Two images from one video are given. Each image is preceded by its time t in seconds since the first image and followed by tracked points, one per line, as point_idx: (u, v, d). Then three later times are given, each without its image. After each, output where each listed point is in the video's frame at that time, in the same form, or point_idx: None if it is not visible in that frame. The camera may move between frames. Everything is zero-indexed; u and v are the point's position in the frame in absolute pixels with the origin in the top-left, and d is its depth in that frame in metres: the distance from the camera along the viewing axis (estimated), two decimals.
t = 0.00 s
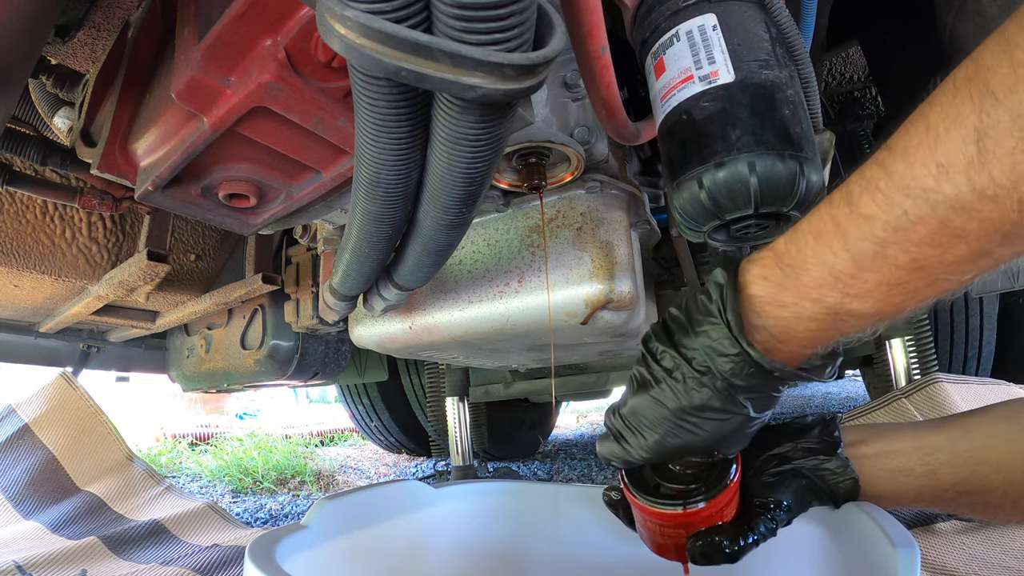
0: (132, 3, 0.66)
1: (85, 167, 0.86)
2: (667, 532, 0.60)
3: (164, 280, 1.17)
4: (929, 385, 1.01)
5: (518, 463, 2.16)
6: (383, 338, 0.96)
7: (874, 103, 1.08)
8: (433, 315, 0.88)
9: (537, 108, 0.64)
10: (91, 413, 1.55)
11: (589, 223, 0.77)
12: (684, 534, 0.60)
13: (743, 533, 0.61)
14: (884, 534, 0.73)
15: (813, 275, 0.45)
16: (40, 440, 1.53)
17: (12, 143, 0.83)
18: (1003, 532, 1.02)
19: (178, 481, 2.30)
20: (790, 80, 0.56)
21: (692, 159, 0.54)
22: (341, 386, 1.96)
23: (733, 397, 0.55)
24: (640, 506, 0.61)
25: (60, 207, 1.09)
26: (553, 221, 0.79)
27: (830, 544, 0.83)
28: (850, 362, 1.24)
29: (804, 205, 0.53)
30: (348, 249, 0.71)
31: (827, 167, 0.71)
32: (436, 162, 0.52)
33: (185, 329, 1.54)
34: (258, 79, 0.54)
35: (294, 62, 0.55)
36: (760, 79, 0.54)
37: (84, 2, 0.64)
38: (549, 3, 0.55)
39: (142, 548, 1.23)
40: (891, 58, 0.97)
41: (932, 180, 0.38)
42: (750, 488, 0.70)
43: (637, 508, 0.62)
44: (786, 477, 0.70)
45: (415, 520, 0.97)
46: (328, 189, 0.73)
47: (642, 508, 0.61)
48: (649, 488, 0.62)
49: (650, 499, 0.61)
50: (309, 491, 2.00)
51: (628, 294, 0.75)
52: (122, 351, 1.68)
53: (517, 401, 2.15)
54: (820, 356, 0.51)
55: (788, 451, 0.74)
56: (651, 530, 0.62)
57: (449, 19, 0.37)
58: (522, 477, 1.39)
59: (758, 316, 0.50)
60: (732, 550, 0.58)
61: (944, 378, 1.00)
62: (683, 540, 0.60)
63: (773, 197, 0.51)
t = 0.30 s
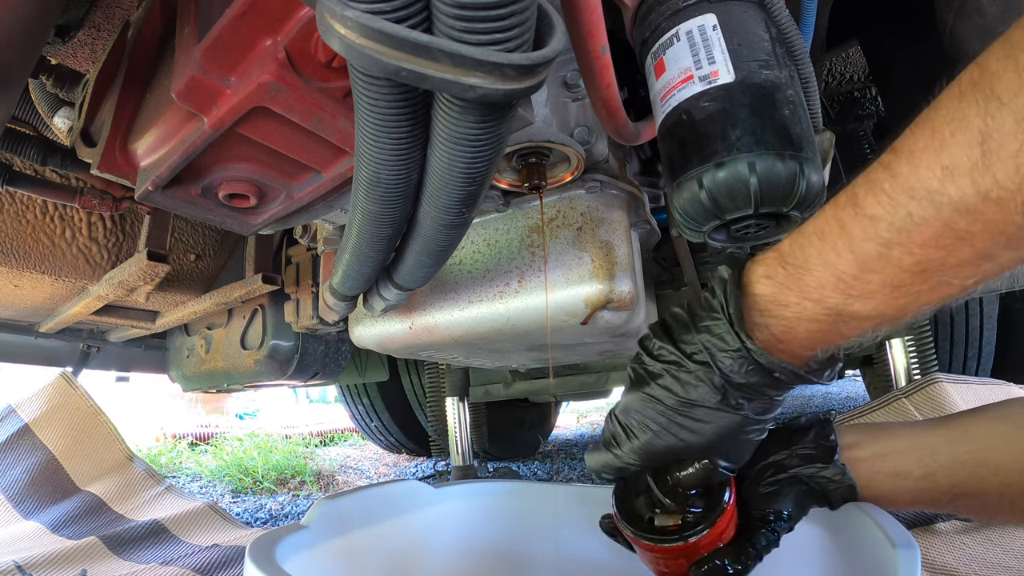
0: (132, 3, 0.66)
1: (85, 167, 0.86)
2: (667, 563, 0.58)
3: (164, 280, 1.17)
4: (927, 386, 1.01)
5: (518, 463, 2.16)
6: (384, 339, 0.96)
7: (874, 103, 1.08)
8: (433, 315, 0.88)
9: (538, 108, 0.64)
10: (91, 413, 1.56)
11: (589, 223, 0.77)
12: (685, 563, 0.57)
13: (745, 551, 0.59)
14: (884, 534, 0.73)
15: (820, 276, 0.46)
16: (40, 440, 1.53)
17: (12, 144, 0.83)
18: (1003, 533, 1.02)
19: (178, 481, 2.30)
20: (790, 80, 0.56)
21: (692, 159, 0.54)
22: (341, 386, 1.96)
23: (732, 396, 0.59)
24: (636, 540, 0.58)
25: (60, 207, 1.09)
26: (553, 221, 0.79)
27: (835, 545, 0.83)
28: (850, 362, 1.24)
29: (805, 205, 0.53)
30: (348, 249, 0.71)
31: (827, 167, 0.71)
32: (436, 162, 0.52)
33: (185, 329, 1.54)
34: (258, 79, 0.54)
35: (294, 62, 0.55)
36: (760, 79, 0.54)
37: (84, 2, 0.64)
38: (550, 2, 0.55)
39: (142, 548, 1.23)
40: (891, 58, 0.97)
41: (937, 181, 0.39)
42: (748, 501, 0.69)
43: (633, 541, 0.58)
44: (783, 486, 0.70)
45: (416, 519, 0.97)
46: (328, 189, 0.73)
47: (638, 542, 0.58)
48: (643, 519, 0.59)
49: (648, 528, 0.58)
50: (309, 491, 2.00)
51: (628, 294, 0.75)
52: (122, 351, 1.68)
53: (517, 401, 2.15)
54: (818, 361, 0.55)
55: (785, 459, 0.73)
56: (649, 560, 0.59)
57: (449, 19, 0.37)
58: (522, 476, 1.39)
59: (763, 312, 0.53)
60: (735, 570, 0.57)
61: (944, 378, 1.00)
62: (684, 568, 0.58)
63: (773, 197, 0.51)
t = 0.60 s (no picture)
0: (132, 3, 0.66)
1: (85, 167, 0.86)
2: None
3: (164, 280, 1.17)
4: (927, 385, 1.01)
5: (518, 463, 2.16)
6: (384, 338, 0.96)
7: (873, 103, 1.07)
8: (434, 315, 0.88)
9: (537, 108, 0.64)
10: (91, 413, 1.56)
11: (589, 223, 0.76)
12: None
13: None
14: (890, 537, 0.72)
15: (862, 261, 0.51)
16: (40, 440, 1.53)
17: (11, 143, 0.83)
18: (1003, 533, 1.02)
19: (178, 481, 2.30)
20: (790, 80, 0.56)
21: (692, 159, 0.54)
22: (341, 386, 1.96)
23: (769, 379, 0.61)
24: None
25: (59, 207, 1.09)
26: (553, 221, 0.79)
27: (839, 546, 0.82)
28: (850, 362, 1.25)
29: (805, 206, 0.53)
30: (348, 249, 0.71)
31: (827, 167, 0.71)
32: (436, 162, 0.52)
33: (185, 329, 1.54)
34: (257, 79, 0.54)
35: (294, 62, 0.55)
36: (760, 79, 0.54)
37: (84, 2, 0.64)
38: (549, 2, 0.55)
39: (142, 548, 1.23)
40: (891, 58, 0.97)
41: (975, 164, 0.44)
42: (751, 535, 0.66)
43: None
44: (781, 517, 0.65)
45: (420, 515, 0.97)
46: (328, 189, 0.73)
47: None
48: None
49: None
50: (309, 491, 2.00)
51: (628, 294, 0.75)
52: (122, 351, 1.68)
53: (517, 401, 2.15)
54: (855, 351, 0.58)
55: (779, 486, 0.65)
56: None
57: (449, 19, 0.37)
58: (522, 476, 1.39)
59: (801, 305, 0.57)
60: None
61: (944, 378, 1.00)
62: None
63: (773, 197, 0.51)
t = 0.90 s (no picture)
0: (132, 3, 0.66)
1: (85, 167, 0.86)
2: None
3: (164, 280, 1.17)
4: (926, 386, 1.01)
5: (518, 463, 2.16)
6: (383, 338, 0.96)
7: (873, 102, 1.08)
8: (434, 315, 0.88)
9: (538, 108, 0.64)
10: (91, 413, 1.56)
11: (589, 223, 0.76)
12: None
13: None
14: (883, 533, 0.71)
15: (875, 257, 0.59)
16: (41, 440, 1.53)
17: (11, 143, 0.83)
18: (1003, 533, 1.02)
19: (178, 481, 2.30)
20: (790, 80, 0.56)
21: (692, 159, 0.54)
22: (341, 386, 1.96)
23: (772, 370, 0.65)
24: None
25: (60, 207, 1.09)
26: (553, 221, 0.79)
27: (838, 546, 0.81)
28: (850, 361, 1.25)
29: (804, 206, 0.53)
30: (348, 249, 0.71)
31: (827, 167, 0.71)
32: (436, 162, 0.52)
33: (185, 329, 1.54)
34: (258, 79, 0.54)
35: (294, 62, 0.55)
36: (760, 79, 0.54)
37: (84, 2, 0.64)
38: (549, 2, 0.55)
39: (142, 548, 1.23)
40: (891, 57, 0.97)
41: (987, 162, 0.50)
42: (747, 534, 0.71)
43: None
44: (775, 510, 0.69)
45: (419, 516, 0.97)
46: (328, 189, 0.73)
47: None
48: None
49: None
50: (309, 491, 2.00)
51: (628, 295, 0.75)
52: (122, 351, 1.68)
53: (517, 401, 2.15)
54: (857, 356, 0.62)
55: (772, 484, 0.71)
56: None
57: (449, 19, 0.37)
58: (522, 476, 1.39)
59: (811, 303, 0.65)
60: None
61: (944, 378, 1.00)
62: None
63: (773, 197, 0.51)
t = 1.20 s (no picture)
0: (132, 3, 0.66)
1: (85, 167, 0.86)
2: None
3: (164, 280, 1.17)
4: (926, 386, 1.00)
5: (518, 463, 2.16)
6: (383, 338, 0.96)
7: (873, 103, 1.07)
8: (434, 315, 0.88)
9: (537, 108, 0.64)
10: (91, 413, 1.56)
11: (589, 223, 0.76)
12: None
13: None
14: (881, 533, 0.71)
15: (883, 249, 0.58)
16: (41, 440, 1.53)
17: (11, 143, 0.83)
18: (1003, 533, 1.02)
19: (178, 481, 2.30)
20: (790, 81, 0.56)
21: (692, 159, 0.54)
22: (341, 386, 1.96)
23: (785, 363, 0.62)
24: None
25: (59, 207, 1.09)
26: (553, 221, 0.79)
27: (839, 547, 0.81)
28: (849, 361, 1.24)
29: (805, 206, 0.53)
30: (348, 249, 0.71)
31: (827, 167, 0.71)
32: (436, 161, 0.52)
33: (185, 329, 1.54)
34: (258, 79, 0.54)
35: (294, 62, 0.55)
36: (760, 79, 0.54)
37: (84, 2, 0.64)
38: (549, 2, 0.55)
39: (142, 548, 1.23)
40: (891, 57, 0.97)
41: (994, 156, 0.49)
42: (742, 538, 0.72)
43: None
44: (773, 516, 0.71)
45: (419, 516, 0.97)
46: (328, 189, 0.73)
47: None
48: None
49: None
50: (309, 491, 2.00)
51: (628, 295, 0.75)
52: (122, 351, 1.68)
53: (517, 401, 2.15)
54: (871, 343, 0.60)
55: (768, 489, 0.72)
56: None
57: (449, 20, 0.37)
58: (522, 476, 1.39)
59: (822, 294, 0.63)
60: None
61: (944, 378, 1.00)
62: None
63: (773, 197, 0.51)
